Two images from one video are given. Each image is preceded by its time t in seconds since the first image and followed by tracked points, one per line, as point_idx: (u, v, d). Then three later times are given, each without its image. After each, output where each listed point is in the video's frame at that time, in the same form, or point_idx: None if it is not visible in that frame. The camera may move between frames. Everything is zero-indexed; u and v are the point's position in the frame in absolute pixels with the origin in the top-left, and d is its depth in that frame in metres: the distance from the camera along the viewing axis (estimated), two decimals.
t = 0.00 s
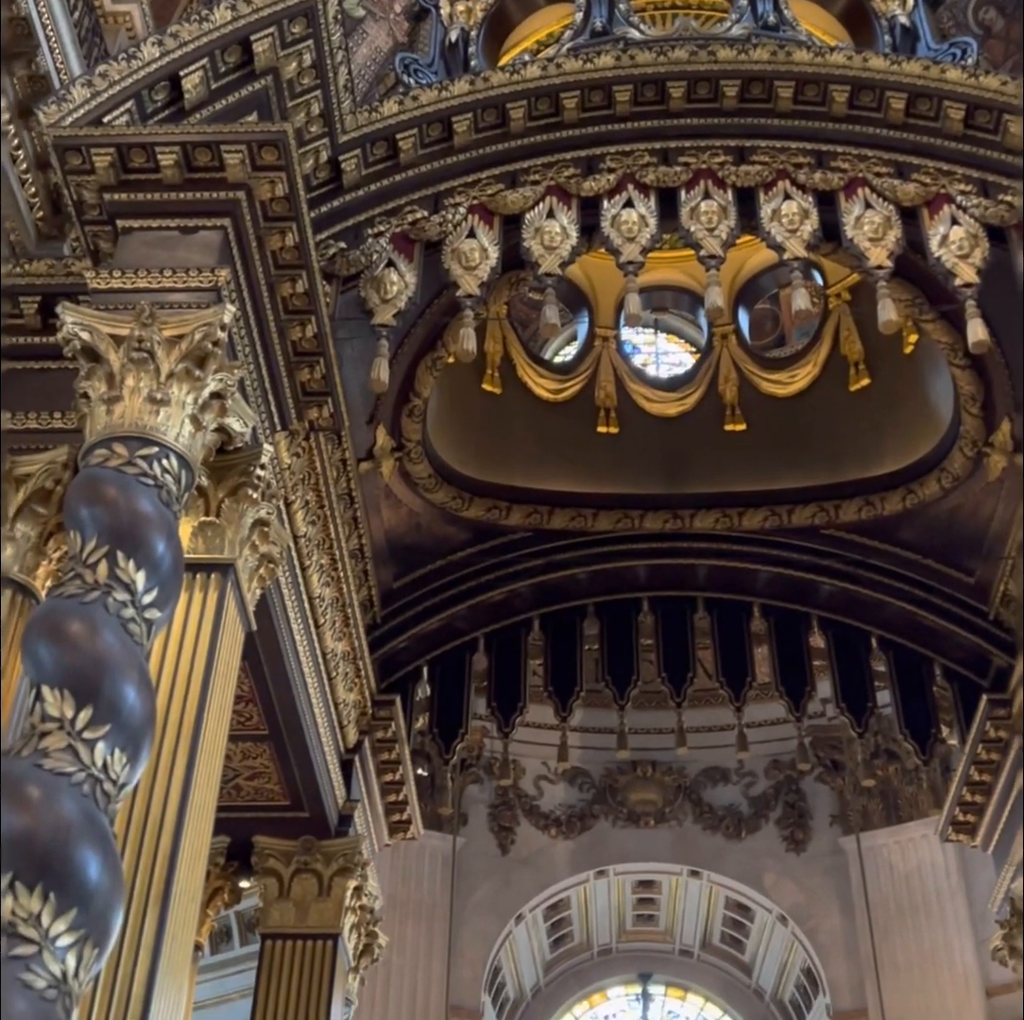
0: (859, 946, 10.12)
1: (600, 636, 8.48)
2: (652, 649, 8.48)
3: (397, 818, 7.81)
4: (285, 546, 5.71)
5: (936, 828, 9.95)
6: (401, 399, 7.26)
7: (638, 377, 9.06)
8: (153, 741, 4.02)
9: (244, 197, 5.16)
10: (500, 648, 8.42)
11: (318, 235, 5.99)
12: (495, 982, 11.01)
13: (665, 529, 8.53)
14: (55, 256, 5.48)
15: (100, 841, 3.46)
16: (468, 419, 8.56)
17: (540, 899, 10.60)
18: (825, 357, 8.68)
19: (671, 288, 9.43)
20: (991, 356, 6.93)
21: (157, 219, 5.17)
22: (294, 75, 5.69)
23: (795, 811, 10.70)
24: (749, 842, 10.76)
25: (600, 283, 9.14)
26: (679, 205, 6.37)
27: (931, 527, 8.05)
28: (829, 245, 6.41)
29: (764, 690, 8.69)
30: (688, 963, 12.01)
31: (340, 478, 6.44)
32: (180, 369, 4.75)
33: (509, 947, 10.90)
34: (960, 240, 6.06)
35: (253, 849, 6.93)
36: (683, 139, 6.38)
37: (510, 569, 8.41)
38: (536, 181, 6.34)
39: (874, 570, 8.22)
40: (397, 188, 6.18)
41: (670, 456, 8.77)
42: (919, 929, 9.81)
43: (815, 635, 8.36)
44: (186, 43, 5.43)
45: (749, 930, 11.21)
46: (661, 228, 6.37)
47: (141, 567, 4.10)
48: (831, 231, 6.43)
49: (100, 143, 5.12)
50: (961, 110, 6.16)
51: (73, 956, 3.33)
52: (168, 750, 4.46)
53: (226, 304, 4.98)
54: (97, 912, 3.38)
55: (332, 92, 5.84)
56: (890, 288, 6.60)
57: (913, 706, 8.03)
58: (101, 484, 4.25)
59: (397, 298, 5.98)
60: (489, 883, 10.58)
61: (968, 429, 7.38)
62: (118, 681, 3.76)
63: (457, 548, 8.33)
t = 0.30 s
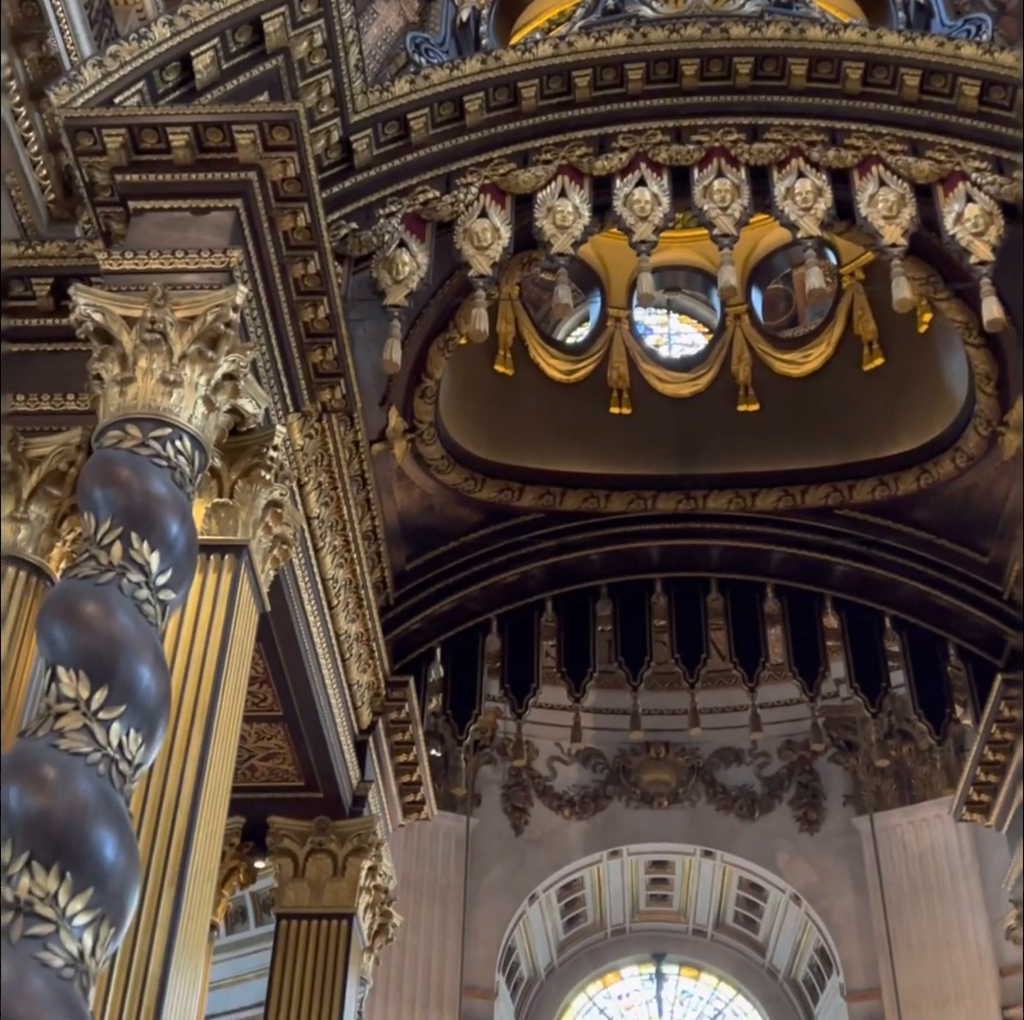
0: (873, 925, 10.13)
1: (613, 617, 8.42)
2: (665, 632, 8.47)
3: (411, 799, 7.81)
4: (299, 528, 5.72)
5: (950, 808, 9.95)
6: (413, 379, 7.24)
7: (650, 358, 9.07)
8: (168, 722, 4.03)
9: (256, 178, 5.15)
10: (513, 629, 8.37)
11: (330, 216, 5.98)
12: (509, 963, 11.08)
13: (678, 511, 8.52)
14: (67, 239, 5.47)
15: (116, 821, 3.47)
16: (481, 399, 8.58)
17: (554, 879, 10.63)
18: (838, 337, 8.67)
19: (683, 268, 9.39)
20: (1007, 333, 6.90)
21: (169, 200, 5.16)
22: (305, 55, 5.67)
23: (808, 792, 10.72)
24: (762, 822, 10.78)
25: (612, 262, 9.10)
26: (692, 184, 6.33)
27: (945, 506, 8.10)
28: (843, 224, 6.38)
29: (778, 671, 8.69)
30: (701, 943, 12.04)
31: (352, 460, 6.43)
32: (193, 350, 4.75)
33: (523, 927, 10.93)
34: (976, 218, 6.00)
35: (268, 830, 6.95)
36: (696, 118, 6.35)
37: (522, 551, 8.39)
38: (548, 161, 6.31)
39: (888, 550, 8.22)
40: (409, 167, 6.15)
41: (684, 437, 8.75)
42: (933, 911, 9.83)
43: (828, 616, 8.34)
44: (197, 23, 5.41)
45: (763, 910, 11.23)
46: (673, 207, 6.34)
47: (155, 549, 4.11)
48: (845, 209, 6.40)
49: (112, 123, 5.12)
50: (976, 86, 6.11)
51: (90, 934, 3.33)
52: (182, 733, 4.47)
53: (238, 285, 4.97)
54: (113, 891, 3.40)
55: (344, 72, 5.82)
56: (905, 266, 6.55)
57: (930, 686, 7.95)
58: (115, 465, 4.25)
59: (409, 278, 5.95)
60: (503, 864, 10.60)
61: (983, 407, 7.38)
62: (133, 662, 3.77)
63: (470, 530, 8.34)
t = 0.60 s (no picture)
0: (887, 897, 10.17)
1: (627, 592, 8.46)
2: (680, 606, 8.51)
3: (427, 773, 7.83)
4: (314, 502, 5.72)
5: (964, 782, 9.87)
6: (427, 355, 7.20)
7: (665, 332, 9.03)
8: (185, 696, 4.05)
9: (268, 151, 5.13)
10: (528, 602, 8.39)
11: (343, 190, 5.97)
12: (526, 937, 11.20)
13: (693, 485, 8.51)
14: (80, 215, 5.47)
15: (134, 794, 3.49)
16: (495, 373, 8.54)
17: (570, 851, 10.70)
18: (854, 308, 8.61)
19: (697, 241, 9.35)
20: None
21: (183, 174, 5.15)
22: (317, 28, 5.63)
23: (823, 766, 10.72)
24: (777, 795, 10.82)
25: (627, 237, 9.00)
26: (706, 156, 6.28)
27: (962, 480, 8.07)
28: (859, 195, 6.36)
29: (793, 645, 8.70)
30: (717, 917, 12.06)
31: (367, 436, 6.45)
32: (207, 323, 4.75)
33: (539, 901, 10.99)
34: (992, 188, 5.93)
35: (285, 804, 6.99)
36: (710, 89, 6.31)
37: (537, 527, 8.40)
38: (562, 133, 6.29)
39: (903, 523, 8.23)
40: (421, 140, 6.13)
41: (698, 410, 8.71)
42: (948, 884, 9.81)
43: (843, 589, 8.33)
44: None
45: (778, 883, 11.27)
46: (687, 179, 6.30)
47: (170, 523, 4.12)
48: (861, 180, 6.37)
49: (123, 97, 5.11)
50: (993, 55, 6.08)
51: (110, 906, 3.34)
52: (199, 708, 4.49)
53: (251, 259, 4.96)
54: (132, 863, 3.42)
55: (356, 44, 5.79)
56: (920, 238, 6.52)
57: (945, 659, 7.98)
58: (130, 440, 4.26)
59: (422, 252, 5.92)
60: (519, 837, 10.65)
61: (999, 380, 7.37)
62: (149, 636, 3.79)
63: (485, 504, 8.35)
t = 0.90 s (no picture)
0: (902, 866, 10.19)
1: (642, 561, 8.36)
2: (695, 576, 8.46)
3: (442, 742, 7.85)
4: (328, 472, 5.71)
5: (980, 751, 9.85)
6: (440, 324, 7.19)
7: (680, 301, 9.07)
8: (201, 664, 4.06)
9: (280, 119, 5.10)
10: (543, 574, 8.32)
11: (356, 158, 5.93)
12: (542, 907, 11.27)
13: (709, 454, 8.47)
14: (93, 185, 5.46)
15: (151, 761, 3.50)
16: (509, 344, 8.51)
17: (587, 820, 10.75)
18: (870, 276, 8.61)
19: (712, 209, 9.30)
20: None
21: (195, 142, 5.12)
22: None
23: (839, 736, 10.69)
24: (793, 764, 10.84)
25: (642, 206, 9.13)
26: (721, 121, 6.25)
27: (979, 447, 8.05)
28: (874, 161, 6.32)
29: (808, 615, 8.68)
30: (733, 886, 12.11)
31: (381, 406, 6.44)
32: (220, 292, 4.73)
33: (555, 870, 11.03)
34: (1010, 152, 5.88)
35: (302, 773, 7.02)
36: (725, 54, 6.26)
37: (551, 499, 8.34)
38: (575, 99, 6.24)
39: (922, 490, 8.19)
40: (434, 107, 6.08)
41: (713, 379, 8.70)
42: (963, 853, 9.81)
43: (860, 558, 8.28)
44: None
45: (793, 852, 11.29)
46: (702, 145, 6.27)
47: (186, 493, 4.12)
48: (877, 146, 6.32)
49: (136, 65, 5.08)
50: (1011, 18, 5.97)
51: (128, 873, 3.36)
52: (216, 677, 4.49)
53: (264, 228, 4.94)
54: (150, 831, 3.43)
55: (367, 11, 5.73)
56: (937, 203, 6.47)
57: (960, 628, 7.94)
58: (145, 410, 4.25)
59: (436, 221, 5.91)
60: (535, 807, 10.68)
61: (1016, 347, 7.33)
62: (165, 604, 3.79)
63: (499, 475, 8.34)
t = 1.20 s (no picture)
0: (919, 830, 10.20)
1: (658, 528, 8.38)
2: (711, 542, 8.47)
3: (460, 708, 7.86)
4: (343, 440, 5.71)
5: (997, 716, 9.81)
6: (455, 290, 7.16)
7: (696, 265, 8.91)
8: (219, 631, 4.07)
9: (293, 83, 5.07)
10: (559, 541, 8.35)
11: (368, 123, 5.89)
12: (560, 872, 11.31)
13: (726, 421, 8.44)
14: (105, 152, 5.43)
15: (169, 726, 3.51)
16: (523, 310, 8.44)
17: (604, 786, 10.77)
18: (887, 240, 8.49)
19: (728, 173, 9.23)
20: None
21: (207, 108, 5.09)
22: None
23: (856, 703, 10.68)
24: (809, 731, 10.85)
25: (657, 170, 8.97)
26: (737, 83, 6.19)
27: (998, 411, 8.02)
28: (892, 121, 6.29)
29: (825, 581, 8.67)
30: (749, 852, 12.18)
31: (396, 374, 6.43)
32: (234, 259, 4.71)
33: (572, 836, 11.07)
34: None
35: (320, 740, 7.04)
36: (740, 14, 6.17)
37: (567, 465, 8.35)
38: (590, 61, 6.19)
39: (939, 455, 8.18)
40: (448, 71, 6.02)
41: (730, 345, 8.62)
42: (980, 818, 9.82)
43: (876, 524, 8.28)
44: None
45: (810, 818, 11.31)
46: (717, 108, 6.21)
47: (201, 461, 4.11)
48: (895, 106, 6.26)
49: (147, 31, 5.05)
50: None
51: (148, 838, 3.38)
52: (233, 645, 4.50)
53: (277, 193, 4.91)
54: (169, 796, 3.45)
55: None
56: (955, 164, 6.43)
57: (978, 595, 7.99)
58: (160, 378, 4.24)
59: (449, 185, 5.89)
60: (552, 774, 10.71)
61: None
62: (183, 571, 3.79)
63: (515, 443, 8.31)
